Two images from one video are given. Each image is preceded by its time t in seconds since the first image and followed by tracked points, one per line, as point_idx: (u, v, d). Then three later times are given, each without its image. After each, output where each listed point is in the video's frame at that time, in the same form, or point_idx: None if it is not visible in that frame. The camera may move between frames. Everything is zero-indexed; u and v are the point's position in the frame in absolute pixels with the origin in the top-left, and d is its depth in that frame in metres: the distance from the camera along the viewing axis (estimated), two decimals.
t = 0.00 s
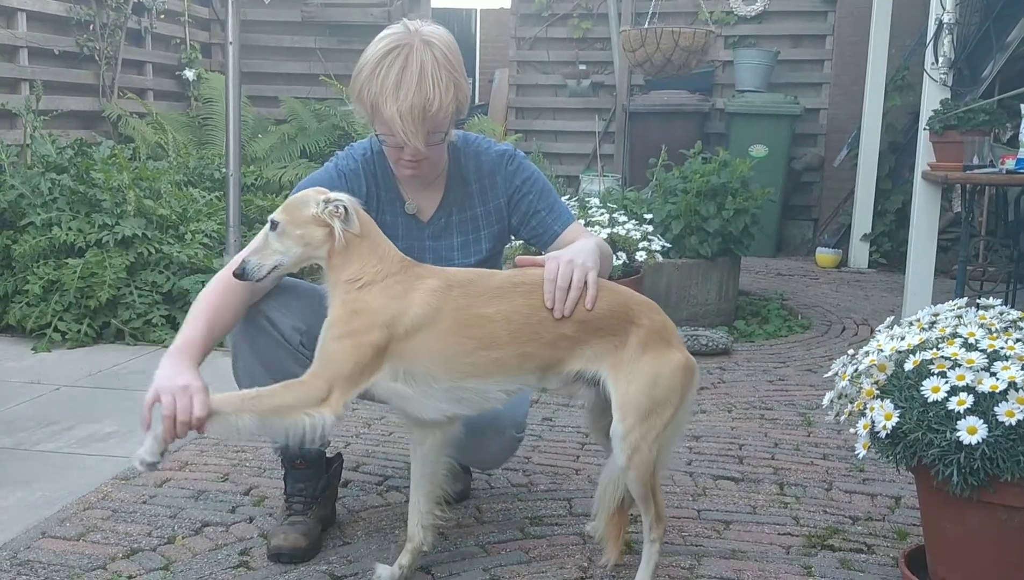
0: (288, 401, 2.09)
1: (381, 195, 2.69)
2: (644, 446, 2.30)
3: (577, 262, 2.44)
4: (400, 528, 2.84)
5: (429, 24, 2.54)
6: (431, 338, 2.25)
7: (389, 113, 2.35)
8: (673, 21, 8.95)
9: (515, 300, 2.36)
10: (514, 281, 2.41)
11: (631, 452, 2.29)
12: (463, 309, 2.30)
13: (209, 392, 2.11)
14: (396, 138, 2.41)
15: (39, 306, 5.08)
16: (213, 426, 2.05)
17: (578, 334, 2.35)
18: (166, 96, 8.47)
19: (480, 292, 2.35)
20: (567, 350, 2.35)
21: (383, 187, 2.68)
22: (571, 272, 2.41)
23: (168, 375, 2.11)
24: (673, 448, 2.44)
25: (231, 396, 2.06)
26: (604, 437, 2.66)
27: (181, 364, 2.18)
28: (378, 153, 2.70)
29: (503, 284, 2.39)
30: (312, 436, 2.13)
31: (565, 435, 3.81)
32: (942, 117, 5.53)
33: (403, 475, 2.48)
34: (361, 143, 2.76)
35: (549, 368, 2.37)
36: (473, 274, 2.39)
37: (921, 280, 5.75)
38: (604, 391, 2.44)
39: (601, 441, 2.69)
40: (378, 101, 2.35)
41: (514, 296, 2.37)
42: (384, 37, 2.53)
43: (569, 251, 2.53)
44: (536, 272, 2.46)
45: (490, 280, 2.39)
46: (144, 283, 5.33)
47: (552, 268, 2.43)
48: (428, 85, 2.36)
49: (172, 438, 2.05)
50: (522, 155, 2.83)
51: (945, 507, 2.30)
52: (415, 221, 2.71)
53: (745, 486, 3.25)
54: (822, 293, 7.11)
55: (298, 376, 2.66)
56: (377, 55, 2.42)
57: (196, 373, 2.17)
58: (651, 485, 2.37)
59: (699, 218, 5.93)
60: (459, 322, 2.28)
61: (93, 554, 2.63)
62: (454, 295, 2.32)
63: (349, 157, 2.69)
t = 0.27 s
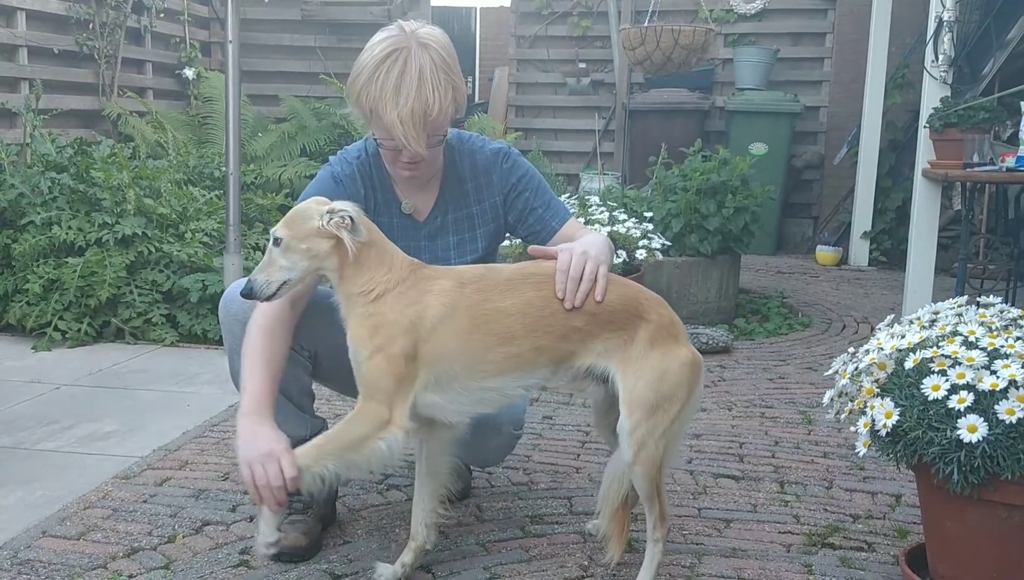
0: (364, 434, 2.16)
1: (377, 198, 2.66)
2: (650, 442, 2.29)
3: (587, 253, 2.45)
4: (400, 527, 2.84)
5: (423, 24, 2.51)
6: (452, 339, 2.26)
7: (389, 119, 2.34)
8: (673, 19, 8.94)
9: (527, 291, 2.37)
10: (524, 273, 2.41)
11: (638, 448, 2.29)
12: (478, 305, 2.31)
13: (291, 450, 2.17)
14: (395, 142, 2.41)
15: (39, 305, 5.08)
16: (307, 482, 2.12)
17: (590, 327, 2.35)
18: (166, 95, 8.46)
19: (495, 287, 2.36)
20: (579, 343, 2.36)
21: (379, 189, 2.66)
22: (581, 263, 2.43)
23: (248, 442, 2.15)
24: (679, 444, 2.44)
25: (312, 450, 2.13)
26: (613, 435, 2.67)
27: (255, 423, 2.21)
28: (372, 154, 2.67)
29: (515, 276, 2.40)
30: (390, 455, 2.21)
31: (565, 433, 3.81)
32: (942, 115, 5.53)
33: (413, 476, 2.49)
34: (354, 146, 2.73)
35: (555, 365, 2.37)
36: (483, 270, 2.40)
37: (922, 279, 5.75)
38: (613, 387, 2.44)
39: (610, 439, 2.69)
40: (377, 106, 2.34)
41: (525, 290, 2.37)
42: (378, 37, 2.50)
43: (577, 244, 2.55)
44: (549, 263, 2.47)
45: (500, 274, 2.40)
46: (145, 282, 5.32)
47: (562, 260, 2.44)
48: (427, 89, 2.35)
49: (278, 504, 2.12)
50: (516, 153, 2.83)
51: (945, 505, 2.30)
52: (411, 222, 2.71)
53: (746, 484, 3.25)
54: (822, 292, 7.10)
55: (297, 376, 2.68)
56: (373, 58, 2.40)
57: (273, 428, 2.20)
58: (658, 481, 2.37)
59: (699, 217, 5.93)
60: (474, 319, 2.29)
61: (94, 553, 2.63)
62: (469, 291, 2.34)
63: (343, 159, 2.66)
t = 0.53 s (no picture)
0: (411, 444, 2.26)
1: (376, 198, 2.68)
2: (651, 441, 2.30)
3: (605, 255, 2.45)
4: (402, 525, 2.84)
5: (421, 26, 2.52)
6: (461, 343, 2.27)
7: (395, 120, 2.33)
8: (674, 18, 8.94)
9: (535, 293, 2.37)
10: (531, 274, 2.41)
11: (638, 447, 2.30)
12: (486, 307, 2.32)
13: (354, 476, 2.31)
14: (400, 143, 2.40)
15: (41, 303, 5.08)
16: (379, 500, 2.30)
17: (596, 327, 2.35)
18: (167, 92, 8.46)
19: (503, 287, 2.36)
20: (585, 342, 2.36)
21: (378, 189, 2.67)
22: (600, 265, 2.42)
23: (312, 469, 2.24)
24: (679, 443, 2.45)
25: (369, 476, 2.27)
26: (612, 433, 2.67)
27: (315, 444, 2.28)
28: (370, 155, 2.68)
29: (524, 276, 2.39)
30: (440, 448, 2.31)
31: (567, 431, 3.82)
32: (944, 114, 5.52)
33: (420, 480, 2.50)
34: (355, 147, 2.75)
35: (560, 365, 2.38)
36: (488, 270, 2.41)
37: (923, 277, 5.74)
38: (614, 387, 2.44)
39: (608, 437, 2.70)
40: (383, 107, 2.33)
41: (532, 291, 2.37)
42: (376, 39, 2.50)
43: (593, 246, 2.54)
44: (558, 263, 2.47)
45: (508, 274, 2.39)
46: (146, 279, 5.32)
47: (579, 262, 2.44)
48: (432, 90, 2.36)
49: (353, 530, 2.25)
50: (515, 150, 2.80)
51: (947, 504, 2.30)
52: (411, 220, 2.72)
53: (747, 482, 3.25)
54: (824, 290, 7.10)
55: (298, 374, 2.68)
56: (376, 60, 2.39)
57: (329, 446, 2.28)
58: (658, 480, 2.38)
59: (700, 215, 5.93)
60: (481, 323, 2.29)
61: (95, 550, 2.63)
62: (475, 294, 2.34)
63: (342, 162, 2.68)
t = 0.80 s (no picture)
0: (419, 450, 2.29)
1: (382, 197, 2.67)
2: (651, 447, 2.31)
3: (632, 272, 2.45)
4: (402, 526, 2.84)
5: (432, 26, 2.53)
6: (460, 348, 2.27)
7: (428, 122, 2.34)
8: (675, 18, 8.94)
9: (535, 297, 2.36)
10: (532, 277, 2.40)
11: (638, 455, 2.30)
12: (487, 312, 2.32)
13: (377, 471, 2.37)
14: (423, 144, 2.41)
15: (41, 303, 5.08)
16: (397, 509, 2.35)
17: (596, 332, 2.36)
18: (168, 93, 8.46)
19: (504, 291, 2.37)
20: (587, 347, 2.36)
21: (384, 188, 2.67)
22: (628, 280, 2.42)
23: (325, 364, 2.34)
24: (678, 448, 2.46)
25: (385, 487, 2.33)
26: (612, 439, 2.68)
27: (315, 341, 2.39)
28: (378, 154, 2.67)
29: (524, 280, 2.39)
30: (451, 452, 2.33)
31: (568, 432, 3.82)
32: (945, 114, 5.52)
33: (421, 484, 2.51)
34: (360, 144, 2.73)
35: (562, 370, 2.39)
36: (489, 276, 2.41)
37: (924, 278, 5.74)
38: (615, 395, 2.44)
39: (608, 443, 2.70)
40: (414, 107, 2.33)
41: (533, 295, 2.37)
42: (390, 39, 2.49)
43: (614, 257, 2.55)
44: (559, 266, 2.47)
45: (510, 279, 2.40)
46: (147, 279, 5.32)
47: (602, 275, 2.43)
48: (458, 92, 2.38)
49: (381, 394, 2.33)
50: (520, 154, 2.81)
51: (948, 505, 2.30)
52: (415, 221, 2.71)
53: (748, 483, 3.25)
54: (825, 291, 7.09)
55: (297, 374, 2.66)
56: (400, 61, 2.38)
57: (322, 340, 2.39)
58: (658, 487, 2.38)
59: (701, 216, 5.92)
60: (480, 327, 2.30)
61: (97, 551, 2.63)
62: (474, 298, 2.34)
63: (348, 157, 2.67)
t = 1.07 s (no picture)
0: (429, 466, 2.29)
1: (391, 185, 2.67)
2: (650, 446, 2.31)
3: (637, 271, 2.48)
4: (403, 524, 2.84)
5: (455, 17, 2.53)
6: (459, 351, 2.27)
7: (457, 111, 2.34)
8: (675, 17, 8.93)
9: (533, 298, 2.36)
10: (530, 281, 2.40)
11: (638, 453, 2.30)
12: (486, 314, 2.32)
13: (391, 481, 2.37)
14: (449, 133, 2.40)
15: (41, 302, 5.08)
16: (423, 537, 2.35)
17: (596, 334, 2.35)
18: (168, 92, 8.46)
19: (503, 294, 2.36)
20: (586, 349, 2.36)
21: (395, 175, 2.67)
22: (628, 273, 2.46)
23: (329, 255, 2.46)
24: (676, 445, 2.46)
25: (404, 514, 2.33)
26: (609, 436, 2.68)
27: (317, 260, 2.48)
28: (393, 139, 2.70)
29: (519, 285, 2.38)
30: (459, 460, 2.33)
31: (569, 430, 3.82)
32: (945, 112, 5.52)
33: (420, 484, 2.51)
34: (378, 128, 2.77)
35: (562, 371, 2.38)
36: (487, 277, 2.40)
37: (924, 276, 5.74)
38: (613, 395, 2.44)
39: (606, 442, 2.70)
40: (442, 96, 2.32)
41: (528, 298, 2.36)
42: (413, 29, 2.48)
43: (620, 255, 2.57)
44: (557, 266, 2.46)
45: (506, 283, 2.39)
46: (147, 278, 5.32)
47: (604, 278, 2.44)
48: (484, 83, 2.39)
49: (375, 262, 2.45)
50: (533, 156, 2.82)
51: (949, 502, 2.30)
52: (423, 213, 2.71)
53: (749, 481, 3.25)
54: (825, 289, 7.09)
55: (291, 372, 2.68)
56: (430, 48, 2.37)
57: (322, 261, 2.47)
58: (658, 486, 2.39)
59: (701, 214, 5.92)
60: (479, 330, 2.29)
61: (98, 550, 2.63)
62: (472, 300, 2.34)
63: (364, 138, 2.71)
